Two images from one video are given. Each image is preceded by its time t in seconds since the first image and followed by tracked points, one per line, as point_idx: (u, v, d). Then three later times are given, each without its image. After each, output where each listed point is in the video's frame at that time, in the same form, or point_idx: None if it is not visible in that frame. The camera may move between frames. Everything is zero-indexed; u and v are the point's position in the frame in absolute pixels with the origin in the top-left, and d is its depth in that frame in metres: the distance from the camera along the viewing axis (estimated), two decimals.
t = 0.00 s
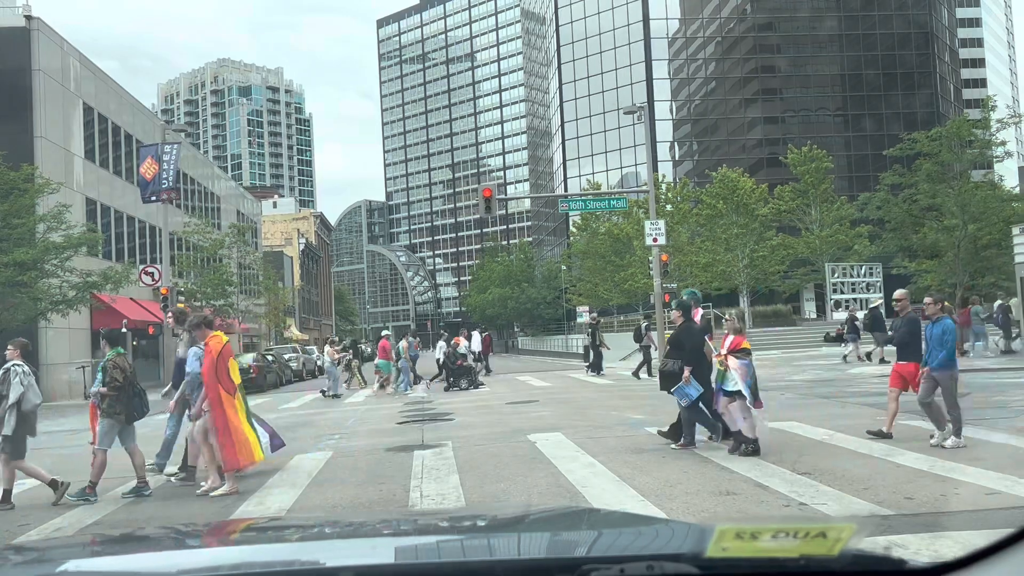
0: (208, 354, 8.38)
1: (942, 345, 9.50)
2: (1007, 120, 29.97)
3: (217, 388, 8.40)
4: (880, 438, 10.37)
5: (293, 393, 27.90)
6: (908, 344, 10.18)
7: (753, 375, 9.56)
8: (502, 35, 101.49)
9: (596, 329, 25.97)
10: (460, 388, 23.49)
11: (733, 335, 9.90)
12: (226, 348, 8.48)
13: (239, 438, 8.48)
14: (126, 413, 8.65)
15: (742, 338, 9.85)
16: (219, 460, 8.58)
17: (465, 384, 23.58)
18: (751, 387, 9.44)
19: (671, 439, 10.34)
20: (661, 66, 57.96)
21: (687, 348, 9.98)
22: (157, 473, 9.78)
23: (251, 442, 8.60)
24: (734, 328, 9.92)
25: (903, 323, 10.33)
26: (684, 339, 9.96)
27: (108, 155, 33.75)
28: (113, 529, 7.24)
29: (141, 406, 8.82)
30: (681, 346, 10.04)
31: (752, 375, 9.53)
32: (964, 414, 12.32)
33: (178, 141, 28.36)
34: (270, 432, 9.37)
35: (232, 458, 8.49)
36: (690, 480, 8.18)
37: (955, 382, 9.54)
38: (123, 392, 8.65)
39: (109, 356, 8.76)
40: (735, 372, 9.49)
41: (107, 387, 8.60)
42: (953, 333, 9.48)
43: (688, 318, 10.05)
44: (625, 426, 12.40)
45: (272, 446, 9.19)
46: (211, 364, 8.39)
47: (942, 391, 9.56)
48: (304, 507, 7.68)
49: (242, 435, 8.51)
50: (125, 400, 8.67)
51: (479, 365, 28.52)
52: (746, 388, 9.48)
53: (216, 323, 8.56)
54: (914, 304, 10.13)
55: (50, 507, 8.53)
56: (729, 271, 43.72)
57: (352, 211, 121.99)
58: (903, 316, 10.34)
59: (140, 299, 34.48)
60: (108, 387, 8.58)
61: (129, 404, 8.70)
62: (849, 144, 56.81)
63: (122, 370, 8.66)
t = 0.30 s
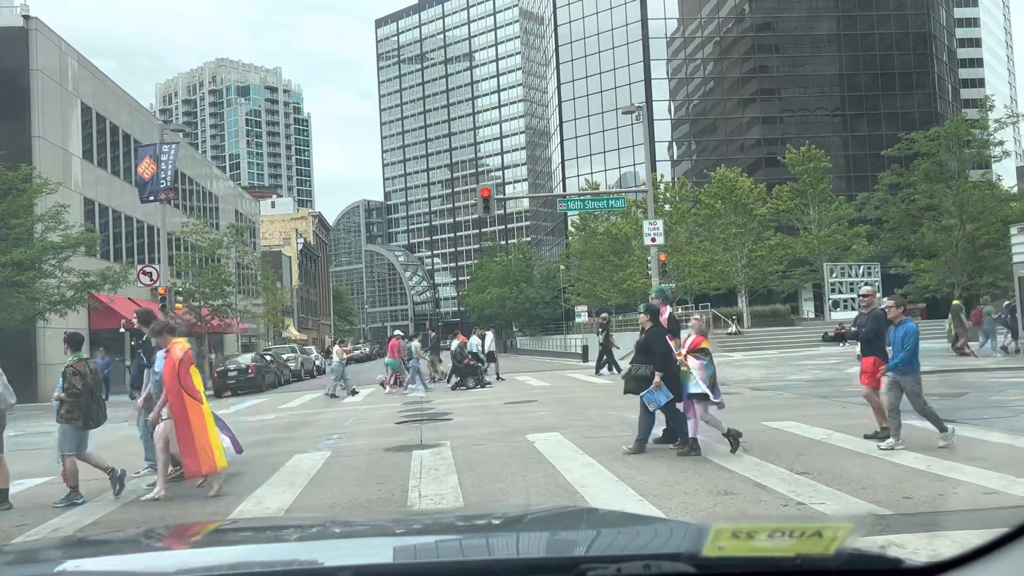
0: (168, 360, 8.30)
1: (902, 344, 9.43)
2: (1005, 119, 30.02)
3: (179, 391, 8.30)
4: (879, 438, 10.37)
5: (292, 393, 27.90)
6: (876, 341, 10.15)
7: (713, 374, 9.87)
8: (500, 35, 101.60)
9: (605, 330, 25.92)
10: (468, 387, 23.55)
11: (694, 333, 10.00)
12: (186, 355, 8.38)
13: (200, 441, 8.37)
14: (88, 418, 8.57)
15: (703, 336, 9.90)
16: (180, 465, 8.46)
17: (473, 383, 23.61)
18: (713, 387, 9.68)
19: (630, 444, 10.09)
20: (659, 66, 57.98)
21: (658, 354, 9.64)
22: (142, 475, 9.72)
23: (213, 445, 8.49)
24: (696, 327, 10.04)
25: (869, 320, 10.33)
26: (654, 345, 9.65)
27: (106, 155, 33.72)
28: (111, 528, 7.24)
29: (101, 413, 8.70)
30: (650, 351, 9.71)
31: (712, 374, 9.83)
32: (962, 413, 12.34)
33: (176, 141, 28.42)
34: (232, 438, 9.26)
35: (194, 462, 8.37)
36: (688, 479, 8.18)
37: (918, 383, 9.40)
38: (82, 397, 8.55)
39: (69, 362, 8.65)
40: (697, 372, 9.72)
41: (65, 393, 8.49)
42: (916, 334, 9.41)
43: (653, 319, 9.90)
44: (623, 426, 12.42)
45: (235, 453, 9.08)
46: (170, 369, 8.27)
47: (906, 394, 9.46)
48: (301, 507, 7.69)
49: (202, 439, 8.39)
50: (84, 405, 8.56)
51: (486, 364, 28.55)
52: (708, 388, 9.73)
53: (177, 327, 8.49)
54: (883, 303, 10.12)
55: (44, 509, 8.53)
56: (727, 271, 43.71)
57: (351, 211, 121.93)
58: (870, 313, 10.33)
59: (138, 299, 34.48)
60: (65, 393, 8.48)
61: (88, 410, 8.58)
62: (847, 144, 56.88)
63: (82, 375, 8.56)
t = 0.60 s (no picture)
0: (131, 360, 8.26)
1: (870, 346, 9.49)
2: (1003, 120, 30.02)
3: (142, 392, 8.28)
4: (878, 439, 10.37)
5: (291, 393, 27.90)
6: (841, 346, 10.43)
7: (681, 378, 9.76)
8: (498, 35, 101.52)
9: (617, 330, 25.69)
10: (474, 386, 23.51)
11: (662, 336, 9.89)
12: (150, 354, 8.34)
13: (163, 441, 8.34)
14: (56, 419, 8.50)
15: (671, 341, 9.78)
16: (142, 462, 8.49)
17: (480, 382, 23.55)
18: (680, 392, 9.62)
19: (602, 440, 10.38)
20: (657, 66, 57.96)
21: (621, 353, 9.89)
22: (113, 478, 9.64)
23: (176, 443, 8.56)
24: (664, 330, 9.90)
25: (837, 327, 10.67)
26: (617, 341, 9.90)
27: (104, 155, 33.68)
28: (111, 529, 7.25)
29: (68, 414, 8.63)
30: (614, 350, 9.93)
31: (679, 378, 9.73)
32: (962, 413, 12.34)
33: (175, 141, 28.40)
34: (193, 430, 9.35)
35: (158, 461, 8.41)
36: (686, 480, 8.18)
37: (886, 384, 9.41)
38: (48, 398, 8.46)
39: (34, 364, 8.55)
40: (663, 375, 9.66)
41: (32, 396, 8.40)
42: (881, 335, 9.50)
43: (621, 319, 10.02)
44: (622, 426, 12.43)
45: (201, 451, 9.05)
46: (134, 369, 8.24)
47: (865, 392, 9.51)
48: (300, 507, 7.70)
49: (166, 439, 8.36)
50: (51, 406, 8.48)
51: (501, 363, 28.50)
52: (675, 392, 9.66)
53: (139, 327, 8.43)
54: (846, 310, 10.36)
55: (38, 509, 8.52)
56: (726, 271, 43.70)
57: (349, 211, 121.87)
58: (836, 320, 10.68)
59: (136, 299, 34.46)
60: (30, 395, 8.38)
61: (56, 410, 8.51)
62: (845, 144, 56.96)
63: (48, 377, 8.48)
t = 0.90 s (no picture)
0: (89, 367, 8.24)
1: (831, 349, 9.33)
2: (1002, 121, 30.00)
3: (103, 401, 8.23)
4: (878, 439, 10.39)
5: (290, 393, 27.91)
6: (810, 345, 10.12)
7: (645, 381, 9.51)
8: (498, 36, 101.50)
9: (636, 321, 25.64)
10: (481, 386, 23.46)
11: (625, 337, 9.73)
12: (108, 361, 8.29)
13: (121, 450, 8.28)
14: (18, 424, 8.56)
15: (634, 342, 9.67)
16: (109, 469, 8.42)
17: (486, 382, 23.51)
18: (644, 395, 9.37)
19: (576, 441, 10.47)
20: (657, 66, 57.94)
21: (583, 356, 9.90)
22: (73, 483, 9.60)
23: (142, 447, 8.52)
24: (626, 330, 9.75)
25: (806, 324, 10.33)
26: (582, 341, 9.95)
27: (103, 154, 33.67)
28: (110, 529, 7.26)
29: (32, 418, 8.69)
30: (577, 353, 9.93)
31: (643, 381, 9.47)
32: (960, 413, 12.40)
33: (173, 141, 28.38)
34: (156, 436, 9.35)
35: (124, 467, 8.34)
36: (685, 480, 8.19)
37: (849, 388, 9.31)
38: (14, 401, 8.54)
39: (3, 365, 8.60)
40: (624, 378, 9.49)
41: None
42: (843, 341, 9.30)
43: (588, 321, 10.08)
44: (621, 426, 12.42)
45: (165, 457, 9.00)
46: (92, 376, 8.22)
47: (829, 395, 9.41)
48: (299, 508, 7.70)
49: (124, 446, 8.29)
50: (15, 410, 8.54)
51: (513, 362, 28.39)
52: (638, 395, 9.42)
53: (97, 334, 8.40)
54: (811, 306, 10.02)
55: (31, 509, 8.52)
56: (725, 271, 43.66)
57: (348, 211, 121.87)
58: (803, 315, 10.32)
59: (134, 299, 34.45)
60: None
61: (19, 415, 8.57)
62: (844, 145, 57.03)
63: (15, 380, 8.55)
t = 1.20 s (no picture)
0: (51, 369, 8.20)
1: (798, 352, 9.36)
2: (1003, 122, 29.92)
3: (62, 400, 8.20)
4: (878, 440, 10.41)
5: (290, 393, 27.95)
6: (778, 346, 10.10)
7: (605, 383, 9.70)
8: (498, 36, 101.44)
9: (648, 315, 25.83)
10: (490, 386, 23.51)
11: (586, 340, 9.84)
12: (68, 362, 8.24)
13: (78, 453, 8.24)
14: None
15: (594, 344, 9.78)
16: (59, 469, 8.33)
17: (495, 381, 23.56)
18: (603, 399, 9.59)
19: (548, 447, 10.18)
20: (658, 67, 57.94)
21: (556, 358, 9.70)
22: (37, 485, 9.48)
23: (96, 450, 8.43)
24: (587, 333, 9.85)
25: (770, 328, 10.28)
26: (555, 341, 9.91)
27: (104, 154, 33.70)
28: (109, 528, 7.27)
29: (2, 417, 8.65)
30: (550, 354, 9.75)
31: (603, 383, 9.66)
32: (960, 415, 12.41)
33: (174, 141, 28.35)
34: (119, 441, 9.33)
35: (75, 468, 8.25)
36: (685, 481, 8.20)
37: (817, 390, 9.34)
38: None
39: None
40: (586, 380, 9.63)
41: None
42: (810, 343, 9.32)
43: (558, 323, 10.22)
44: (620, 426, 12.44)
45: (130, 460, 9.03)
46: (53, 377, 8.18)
47: (803, 398, 9.41)
48: (298, 507, 7.72)
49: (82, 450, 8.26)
50: None
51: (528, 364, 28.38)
52: (598, 398, 9.62)
53: (64, 333, 8.38)
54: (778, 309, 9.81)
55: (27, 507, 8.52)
56: (725, 273, 43.51)
57: (348, 211, 121.93)
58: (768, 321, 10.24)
59: (134, 298, 34.48)
60: None
61: None
62: (844, 147, 57.08)
63: None
